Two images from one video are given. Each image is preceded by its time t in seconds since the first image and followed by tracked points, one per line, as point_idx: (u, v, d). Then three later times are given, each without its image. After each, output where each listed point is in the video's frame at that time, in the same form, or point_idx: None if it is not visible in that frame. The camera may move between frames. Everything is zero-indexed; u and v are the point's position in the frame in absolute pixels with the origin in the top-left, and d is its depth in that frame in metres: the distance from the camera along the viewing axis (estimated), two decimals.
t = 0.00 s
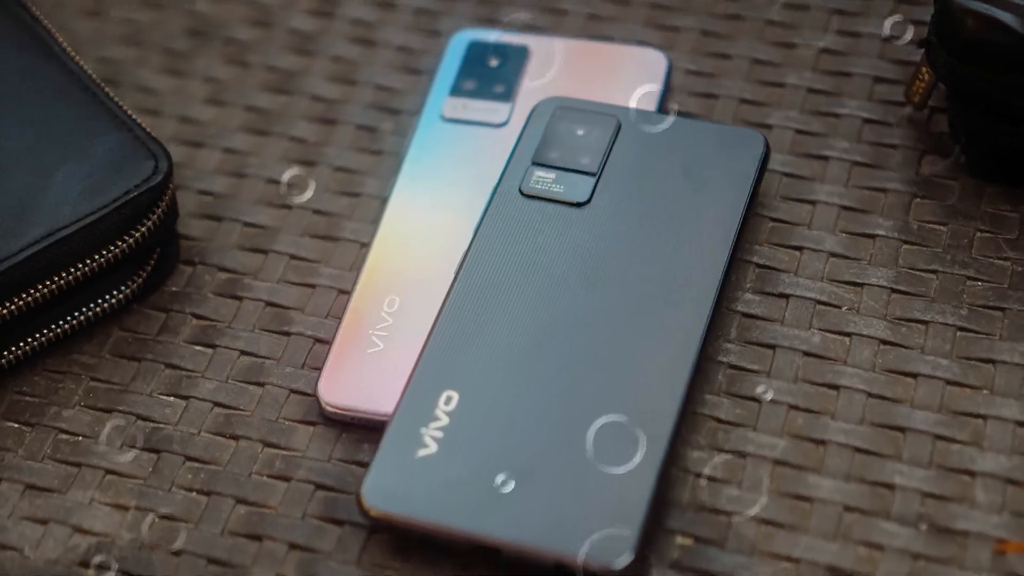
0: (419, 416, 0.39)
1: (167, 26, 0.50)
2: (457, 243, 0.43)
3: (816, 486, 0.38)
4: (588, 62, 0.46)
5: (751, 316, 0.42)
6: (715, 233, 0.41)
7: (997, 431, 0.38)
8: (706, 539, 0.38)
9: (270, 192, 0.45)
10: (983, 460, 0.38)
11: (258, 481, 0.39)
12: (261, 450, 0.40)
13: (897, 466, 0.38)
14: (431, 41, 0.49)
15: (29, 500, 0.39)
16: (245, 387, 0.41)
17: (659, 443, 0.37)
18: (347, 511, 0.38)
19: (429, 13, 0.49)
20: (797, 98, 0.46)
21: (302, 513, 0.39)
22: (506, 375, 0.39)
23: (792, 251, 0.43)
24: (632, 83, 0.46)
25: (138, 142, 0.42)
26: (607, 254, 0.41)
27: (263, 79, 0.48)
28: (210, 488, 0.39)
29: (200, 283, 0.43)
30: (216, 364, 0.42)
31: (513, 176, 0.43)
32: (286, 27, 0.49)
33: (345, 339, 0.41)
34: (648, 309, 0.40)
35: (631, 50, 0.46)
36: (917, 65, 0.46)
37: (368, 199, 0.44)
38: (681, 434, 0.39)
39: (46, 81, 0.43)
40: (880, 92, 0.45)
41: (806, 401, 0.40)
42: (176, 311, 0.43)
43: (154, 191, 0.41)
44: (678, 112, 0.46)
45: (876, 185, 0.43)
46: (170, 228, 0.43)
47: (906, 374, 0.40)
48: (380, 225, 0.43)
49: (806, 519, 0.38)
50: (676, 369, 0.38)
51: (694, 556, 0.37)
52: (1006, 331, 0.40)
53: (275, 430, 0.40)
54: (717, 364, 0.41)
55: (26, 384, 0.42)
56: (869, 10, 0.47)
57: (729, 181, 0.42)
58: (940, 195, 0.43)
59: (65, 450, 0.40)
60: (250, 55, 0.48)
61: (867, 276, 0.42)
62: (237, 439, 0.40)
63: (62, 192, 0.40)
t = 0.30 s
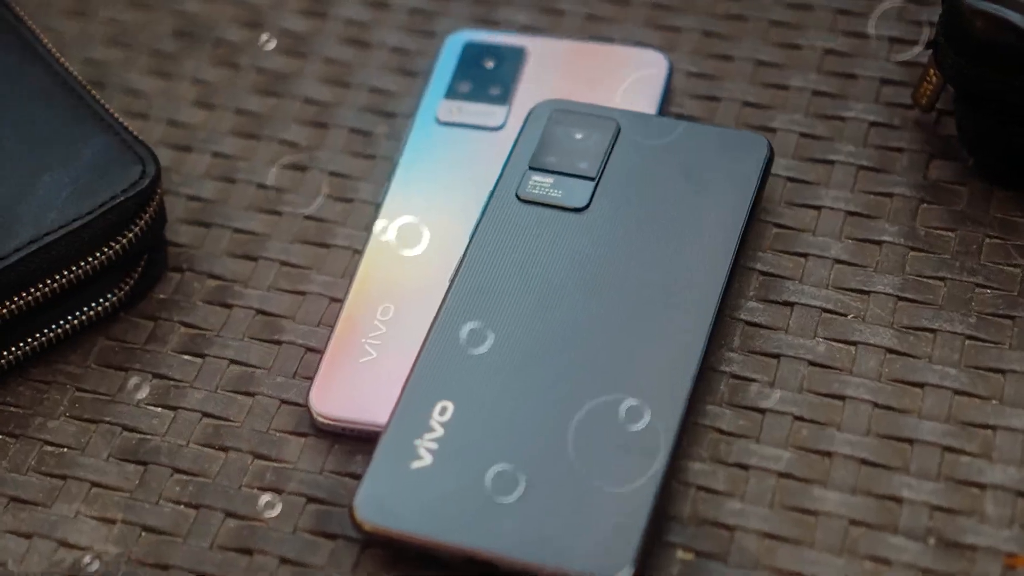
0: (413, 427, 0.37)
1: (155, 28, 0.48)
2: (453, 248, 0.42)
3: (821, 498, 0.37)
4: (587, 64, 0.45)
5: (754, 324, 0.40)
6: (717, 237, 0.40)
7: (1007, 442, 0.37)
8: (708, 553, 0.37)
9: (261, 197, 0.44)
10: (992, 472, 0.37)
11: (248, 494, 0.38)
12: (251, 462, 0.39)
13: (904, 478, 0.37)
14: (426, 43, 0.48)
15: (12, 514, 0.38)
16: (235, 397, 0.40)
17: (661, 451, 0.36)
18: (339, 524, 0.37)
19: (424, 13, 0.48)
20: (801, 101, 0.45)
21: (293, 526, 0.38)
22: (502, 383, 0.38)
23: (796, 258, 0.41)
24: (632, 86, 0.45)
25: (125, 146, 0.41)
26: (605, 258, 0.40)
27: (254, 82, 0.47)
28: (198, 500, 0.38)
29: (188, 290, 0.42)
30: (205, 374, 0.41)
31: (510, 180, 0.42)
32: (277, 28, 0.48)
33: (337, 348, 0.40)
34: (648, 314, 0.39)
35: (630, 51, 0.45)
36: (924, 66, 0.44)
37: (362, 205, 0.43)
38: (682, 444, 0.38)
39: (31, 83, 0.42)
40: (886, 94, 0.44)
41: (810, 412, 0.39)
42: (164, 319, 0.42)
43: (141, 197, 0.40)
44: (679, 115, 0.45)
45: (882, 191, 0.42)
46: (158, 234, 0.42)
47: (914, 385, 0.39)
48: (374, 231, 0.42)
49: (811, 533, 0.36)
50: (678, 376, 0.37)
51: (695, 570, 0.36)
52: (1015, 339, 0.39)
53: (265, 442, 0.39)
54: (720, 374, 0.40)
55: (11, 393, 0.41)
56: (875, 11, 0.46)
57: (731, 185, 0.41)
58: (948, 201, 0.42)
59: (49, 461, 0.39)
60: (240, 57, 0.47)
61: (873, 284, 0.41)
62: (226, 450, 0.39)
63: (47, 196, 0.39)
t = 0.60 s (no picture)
0: (408, 437, 0.36)
1: (143, 28, 0.48)
2: (448, 254, 0.41)
3: (826, 510, 0.36)
4: (586, 65, 0.44)
5: (756, 331, 0.40)
6: (719, 241, 0.39)
7: (1016, 453, 0.36)
8: (709, 567, 0.36)
9: (252, 202, 0.43)
10: (1001, 483, 0.36)
11: (238, 506, 0.37)
12: (241, 473, 0.38)
13: (911, 489, 0.36)
14: (421, 43, 0.47)
15: None
16: (225, 407, 0.39)
17: (662, 457, 0.35)
18: (332, 536, 0.36)
19: (419, 13, 0.47)
20: (804, 103, 0.44)
21: (284, 539, 0.37)
22: (500, 390, 0.37)
23: (800, 264, 0.41)
24: (632, 87, 0.44)
25: (112, 149, 0.40)
26: (604, 260, 0.39)
27: (244, 83, 0.46)
28: (188, 512, 0.37)
29: (177, 297, 0.41)
30: (194, 383, 0.40)
31: (507, 184, 0.41)
32: (268, 28, 0.47)
33: (329, 356, 0.39)
34: (649, 317, 0.38)
35: (630, 51, 0.44)
36: (931, 68, 0.43)
37: (355, 209, 0.42)
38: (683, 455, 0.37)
39: (16, 86, 0.41)
40: (892, 96, 0.43)
41: (814, 422, 0.38)
42: (152, 326, 0.41)
43: (128, 201, 0.39)
44: (681, 117, 0.44)
45: (888, 195, 0.41)
46: (147, 239, 0.41)
47: (921, 394, 0.38)
48: (367, 236, 0.41)
49: (815, 546, 0.35)
50: (679, 381, 0.36)
51: None
52: None
53: (256, 452, 0.38)
54: (722, 383, 0.39)
55: None
56: (880, 11, 0.45)
57: (734, 188, 0.40)
58: (955, 205, 0.41)
59: (35, 472, 0.38)
60: (230, 58, 0.46)
61: (878, 290, 0.40)
62: (216, 461, 0.38)
63: (31, 201, 0.38)
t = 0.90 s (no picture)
0: (401, 449, 0.35)
1: (129, 29, 0.46)
2: (443, 261, 0.40)
3: (832, 525, 0.35)
4: (584, 66, 0.43)
5: (760, 341, 0.38)
6: (721, 247, 0.38)
7: None
8: None
9: (241, 207, 0.42)
10: (1011, 497, 0.35)
11: (227, 520, 0.36)
12: (230, 487, 0.37)
13: (919, 503, 0.35)
14: (414, 44, 0.45)
15: None
16: (213, 418, 0.38)
17: (662, 467, 0.34)
18: (323, 551, 0.35)
19: (413, 13, 0.46)
20: (809, 106, 0.43)
21: (275, 554, 0.35)
22: (495, 399, 0.36)
23: (805, 271, 0.39)
24: (632, 89, 0.43)
25: (98, 153, 0.39)
26: (602, 265, 0.38)
27: (232, 85, 0.45)
28: (175, 527, 0.36)
29: (164, 305, 0.40)
30: (182, 394, 0.38)
31: (503, 189, 0.40)
32: (257, 29, 0.46)
33: (320, 367, 0.38)
34: (647, 323, 0.37)
35: (629, 53, 0.43)
36: (940, 70, 0.42)
37: (347, 215, 0.41)
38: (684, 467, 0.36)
39: None
40: (899, 99, 0.42)
41: (820, 434, 0.37)
42: (139, 335, 0.39)
43: (114, 206, 0.38)
44: (682, 121, 0.43)
45: (895, 201, 0.40)
46: (133, 246, 0.40)
47: (929, 405, 0.37)
48: (360, 243, 0.40)
49: (821, 562, 0.34)
50: (680, 389, 0.35)
51: None
52: None
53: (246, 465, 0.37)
54: (724, 394, 0.38)
55: None
56: (886, 11, 0.44)
57: (738, 193, 0.39)
58: (964, 211, 0.40)
59: (17, 486, 0.37)
60: (218, 59, 0.45)
61: (885, 299, 0.38)
62: (204, 474, 0.37)
63: (14, 206, 0.37)
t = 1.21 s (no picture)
0: (395, 461, 0.34)
1: (117, 30, 0.45)
2: (439, 267, 0.39)
3: (836, 538, 0.34)
4: (582, 68, 0.42)
5: (763, 349, 0.37)
6: (724, 252, 0.37)
7: None
8: None
9: (230, 212, 0.41)
10: (1021, 510, 0.34)
11: (216, 534, 0.35)
12: (219, 499, 0.36)
13: (926, 516, 0.34)
14: (409, 46, 0.44)
15: None
16: (202, 429, 0.37)
17: (662, 472, 0.33)
18: (314, 566, 0.34)
19: (408, 14, 0.45)
20: (814, 109, 0.42)
21: (265, 569, 0.34)
22: (491, 404, 0.35)
23: (809, 278, 0.38)
24: (632, 91, 0.42)
25: (83, 157, 0.38)
26: (601, 268, 0.37)
27: (222, 88, 0.44)
28: (162, 540, 0.35)
29: (152, 313, 0.39)
30: (170, 405, 0.37)
31: (500, 194, 0.39)
32: (247, 29, 0.45)
33: (312, 376, 0.37)
34: (647, 325, 0.36)
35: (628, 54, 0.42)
36: (948, 72, 0.41)
37: (339, 220, 0.40)
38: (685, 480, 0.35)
39: None
40: (906, 102, 0.41)
41: (824, 445, 0.36)
42: (126, 344, 0.38)
43: (101, 211, 0.37)
44: (682, 124, 0.42)
45: (902, 206, 0.39)
46: (120, 253, 0.39)
47: (937, 416, 0.36)
48: (353, 250, 0.39)
49: None
50: (680, 395, 0.34)
51: None
52: None
53: (235, 477, 0.36)
54: (726, 404, 0.37)
55: None
56: (893, 11, 0.43)
57: (740, 198, 0.38)
58: (973, 217, 0.39)
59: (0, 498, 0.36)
60: (208, 61, 0.44)
61: (892, 306, 0.37)
62: (193, 486, 0.36)
63: None
